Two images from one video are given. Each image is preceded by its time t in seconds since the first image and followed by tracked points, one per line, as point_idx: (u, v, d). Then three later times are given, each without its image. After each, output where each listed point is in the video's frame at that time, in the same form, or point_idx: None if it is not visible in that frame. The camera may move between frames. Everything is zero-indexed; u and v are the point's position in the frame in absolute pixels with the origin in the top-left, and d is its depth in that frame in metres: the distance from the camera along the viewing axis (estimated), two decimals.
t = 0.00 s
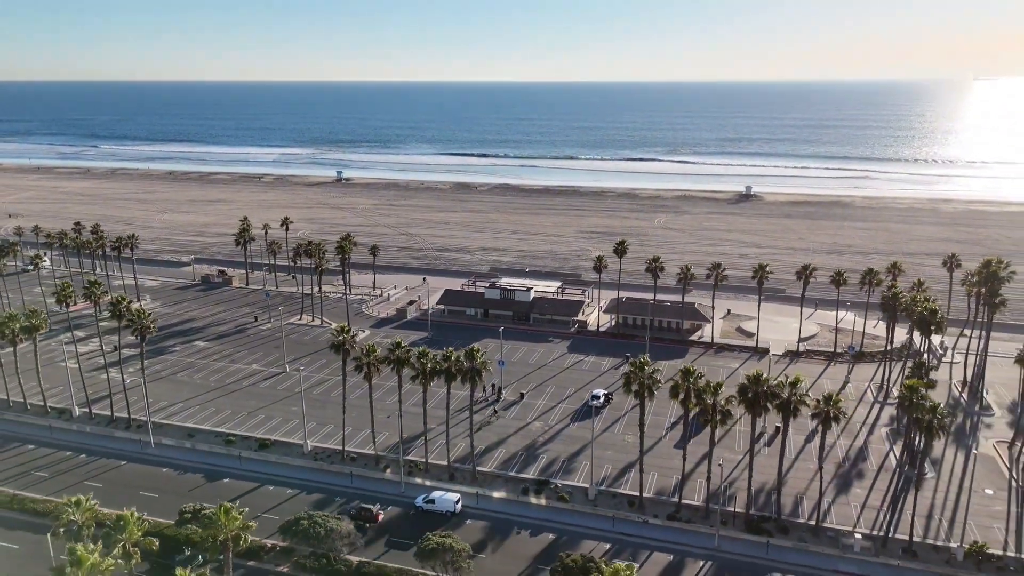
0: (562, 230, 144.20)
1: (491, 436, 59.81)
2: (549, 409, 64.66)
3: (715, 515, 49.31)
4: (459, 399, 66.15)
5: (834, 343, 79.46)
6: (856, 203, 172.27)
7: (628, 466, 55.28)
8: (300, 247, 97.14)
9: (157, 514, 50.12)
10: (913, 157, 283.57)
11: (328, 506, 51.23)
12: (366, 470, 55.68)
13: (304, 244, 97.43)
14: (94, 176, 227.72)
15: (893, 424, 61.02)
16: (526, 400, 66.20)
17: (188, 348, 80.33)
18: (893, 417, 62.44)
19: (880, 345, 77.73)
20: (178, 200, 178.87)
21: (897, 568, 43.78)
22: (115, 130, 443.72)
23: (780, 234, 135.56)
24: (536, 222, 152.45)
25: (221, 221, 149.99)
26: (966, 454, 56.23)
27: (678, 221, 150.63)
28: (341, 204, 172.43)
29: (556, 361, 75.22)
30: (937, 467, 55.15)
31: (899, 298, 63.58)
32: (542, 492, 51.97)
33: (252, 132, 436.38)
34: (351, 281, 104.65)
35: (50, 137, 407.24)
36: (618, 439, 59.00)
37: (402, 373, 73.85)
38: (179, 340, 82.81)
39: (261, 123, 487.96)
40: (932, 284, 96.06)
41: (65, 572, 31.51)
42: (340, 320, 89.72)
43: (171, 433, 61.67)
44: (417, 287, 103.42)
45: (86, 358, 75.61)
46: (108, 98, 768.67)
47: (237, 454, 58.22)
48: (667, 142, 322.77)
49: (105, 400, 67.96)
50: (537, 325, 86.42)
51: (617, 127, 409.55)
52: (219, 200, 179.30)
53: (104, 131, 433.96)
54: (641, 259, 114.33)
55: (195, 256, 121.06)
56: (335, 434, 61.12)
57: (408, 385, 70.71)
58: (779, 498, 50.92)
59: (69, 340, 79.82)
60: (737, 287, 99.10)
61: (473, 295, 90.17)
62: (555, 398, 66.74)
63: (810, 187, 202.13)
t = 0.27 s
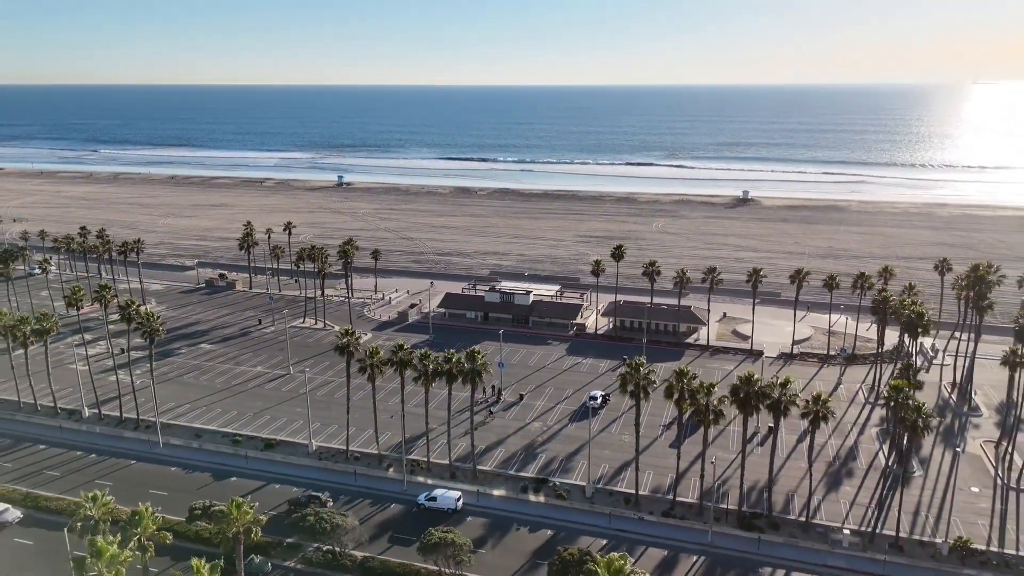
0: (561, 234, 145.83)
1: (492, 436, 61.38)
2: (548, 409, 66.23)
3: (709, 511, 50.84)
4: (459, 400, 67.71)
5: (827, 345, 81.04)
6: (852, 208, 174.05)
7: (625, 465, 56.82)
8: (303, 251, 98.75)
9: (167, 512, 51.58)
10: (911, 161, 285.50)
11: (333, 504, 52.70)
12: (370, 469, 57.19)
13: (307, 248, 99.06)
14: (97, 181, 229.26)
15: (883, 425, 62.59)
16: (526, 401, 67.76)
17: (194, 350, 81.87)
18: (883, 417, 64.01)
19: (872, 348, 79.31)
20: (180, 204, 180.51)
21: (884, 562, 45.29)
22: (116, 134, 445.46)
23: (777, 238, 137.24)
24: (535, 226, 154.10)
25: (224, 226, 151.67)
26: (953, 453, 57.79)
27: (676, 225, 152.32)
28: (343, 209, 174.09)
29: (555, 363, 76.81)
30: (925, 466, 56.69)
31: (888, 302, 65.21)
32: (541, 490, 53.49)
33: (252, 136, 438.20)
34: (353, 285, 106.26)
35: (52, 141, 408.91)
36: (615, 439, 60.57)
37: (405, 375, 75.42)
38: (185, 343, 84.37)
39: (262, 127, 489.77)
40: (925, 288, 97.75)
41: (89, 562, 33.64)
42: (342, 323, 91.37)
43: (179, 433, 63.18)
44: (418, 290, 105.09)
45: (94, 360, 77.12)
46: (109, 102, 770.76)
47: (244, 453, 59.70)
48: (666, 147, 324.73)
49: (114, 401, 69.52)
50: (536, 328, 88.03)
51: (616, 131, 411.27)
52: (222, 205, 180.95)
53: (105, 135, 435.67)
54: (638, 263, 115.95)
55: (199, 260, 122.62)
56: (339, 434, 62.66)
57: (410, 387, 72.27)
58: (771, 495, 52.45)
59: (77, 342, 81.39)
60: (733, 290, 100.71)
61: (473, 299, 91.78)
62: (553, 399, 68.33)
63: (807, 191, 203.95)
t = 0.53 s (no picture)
0: (560, 238, 147.39)
1: (492, 437, 62.83)
2: (547, 410, 67.70)
3: (703, 509, 52.29)
4: (460, 402, 69.15)
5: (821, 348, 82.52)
6: (849, 212, 175.72)
7: (621, 465, 58.27)
8: (306, 255, 100.25)
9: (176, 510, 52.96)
10: (908, 166, 287.36)
11: (337, 502, 54.12)
12: (373, 468, 58.62)
13: (310, 252, 100.57)
14: (100, 185, 230.87)
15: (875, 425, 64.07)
16: (525, 402, 69.21)
17: (199, 353, 83.30)
18: (874, 418, 65.48)
19: (865, 351, 80.81)
20: (183, 209, 182.05)
21: (872, 557, 46.72)
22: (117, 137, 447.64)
23: (773, 242, 138.83)
24: (535, 230, 155.68)
25: (227, 230, 153.15)
26: (941, 453, 59.25)
27: (674, 229, 153.93)
28: (344, 213, 175.70)
29: (554, 365, 78.30)
30: (915, 466, 58.15)
31: (879, 305, 66.73)
32: (540, 488, 54.93)
33: (253, 139, 439.95)
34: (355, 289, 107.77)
35: (54, 145, 410.60)
36: (613, 440, 62.03)
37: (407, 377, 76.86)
38: (190, 345, 85.84)
39: (262, 131, 491.57)
40: (918, 292, 99.33)
41: (106, 555, 35.05)
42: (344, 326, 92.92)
43: (186, 434, 64.60)
44: (420, 294, 106.62)
45: (101, 362, 78.56)
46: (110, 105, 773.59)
47: (250, 453, 61.11)
48: (665, 151, 326.62)
49: (122, 403, 70.98)
50: (535, 331, 89.53)
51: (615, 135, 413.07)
52: (224, 209, 182.52)
53: (107, 140, 437.41)
54: (636, 266, 117.51)
55: (202, 264, 124.11)
56: (342, 435, 64.11)
57: (411, 388, 73.71)
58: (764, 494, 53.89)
59: (85, 345, 82.84)
60: (729, 294, 102.24)
61: (473, 302, 93.31)
62: (552, 400, 69.78)
63: (804, 195, 205.64)
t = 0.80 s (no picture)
0: (559, 242, 149.04)
1: (492, 437, 64.33)
2: (546, 411, 69.24)
3: (697, 507, 53.79)
4: (461, 403, 70.67)
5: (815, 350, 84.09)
6: (845, 216, 177.53)
7: (618, 464, 59.77)
8: (309, 259, 101.76)
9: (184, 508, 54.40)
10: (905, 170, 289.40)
11: (341, 500, 55.56)
12: (376, 468, 60.09)
13: (313, 256, 102.12)
14: (102, 189, 232.51)
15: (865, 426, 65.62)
16: (524, 403, 70.72)
17: (204, 356, 84.81)
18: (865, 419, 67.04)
19: (857, 353, 82.39)
20: (185, 213, 183.63)
21: (860, 553, 48.17)
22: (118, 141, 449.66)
23: (769, 246, 140.56)
24: (534, 234, 157.34)
25: (229, 234, 154.75)
26: (930, 452, 60.78)
27: (671, 233, 155.65)
28: (345, 217, 177.36)
29: (553, 367, 79.84)
30: (903, 465, 59.69)
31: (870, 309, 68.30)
32: (538, 487, 56.38)
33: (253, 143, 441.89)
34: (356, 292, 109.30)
35: (56, 149, 411.93)
36: (610, 440, 63.55)
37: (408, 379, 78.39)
38: (195, 348, 87.35)
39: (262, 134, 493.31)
40: (910, 295, 100.97)
41: (121, 548, 36.60)
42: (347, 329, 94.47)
43: (193, 435, 66.07)
44: (420, 297, 108.18)
45: (108, 365, 80.06)
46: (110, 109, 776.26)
47: (255, 453, 62.55)
48: (663, 155, 328.58)
49: (130, 404, 72.46)
50: (534, 334, 91.06)
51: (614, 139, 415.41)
52: (226, 213, 184.14)
53: (108, 144, 438.98)
54: (634, 270, 119.14)
55: (206, 268, 125.65)
56: (345, 435, 65.59)
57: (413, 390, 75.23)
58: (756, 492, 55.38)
59: (91, 348, 84.32)
60: (725, 297, 103.83)
61: (473, 305, 94.84)
62: (551, 402, 71.28)
63: (801, 199, 207.46)
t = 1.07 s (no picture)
0: (558, 245, 150.33)
1: (492, 437, 65.63)
2: (545, 412, 70.56)
3: (693, 505, 55.03)
4: (461, 403, 72.00)
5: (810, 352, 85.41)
6: (842, 219, 178.95)
7: (615, 464, 61.08)
8: (311, 263, 103.11)
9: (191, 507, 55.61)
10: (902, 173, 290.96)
11: (344, 499, 56.79)
12: (378, 467, 61.33)
13: (315, 260, 103.46)
14: (104, 193, 233.71)
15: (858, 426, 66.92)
16: (524, 404, 72.04)
17: (208, 358, 86.03)
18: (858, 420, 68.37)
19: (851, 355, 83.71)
20: (187, 216, 184.84)
21: (851, 550, 49.39)
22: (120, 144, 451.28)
23: (766, 249, 141.91)
24: (533, 237, 158.64)
25: (231, 237, 156.03)
26: (920, 452, 62.09)
27: (669, 236, 156.99)
28: (346, 220, 178.68)
29: (552, 369, 81.14)
30: (894, 464, 60.99)
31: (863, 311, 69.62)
32: (537, 486, 57.61)
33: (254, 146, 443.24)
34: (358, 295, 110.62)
35: (58, 152, 413.02)
36: (607, 440, 64.83)
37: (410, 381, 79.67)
38: (199, 350, 88.59)
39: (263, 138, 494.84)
40: (904, 298, 102.25)
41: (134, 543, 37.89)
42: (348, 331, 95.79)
43: (198, 435, 67.30)
44: (421, 300, 109.45)
45: (114, 367, 81.26)
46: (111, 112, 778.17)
47: (260, 453, 63.78)
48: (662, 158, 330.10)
49: (135, 405, 73.67)
50: (534, 336, 92.37)
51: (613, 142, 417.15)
52: (227, 216, 185.34)
53: (110, 147, 440.49)
54: (632, 273, 120.46)
55: (208, 271, 126.87)
56: (348, 436, 66.87)
57: (414, 391, 76.55)
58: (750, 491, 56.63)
59: (97, 351, 85.47)
60: (721, 300, 105.19)
61: (473, 308, 96.12)
62: (550, 403, 72.60)
63: (799, 203, 208.88)
